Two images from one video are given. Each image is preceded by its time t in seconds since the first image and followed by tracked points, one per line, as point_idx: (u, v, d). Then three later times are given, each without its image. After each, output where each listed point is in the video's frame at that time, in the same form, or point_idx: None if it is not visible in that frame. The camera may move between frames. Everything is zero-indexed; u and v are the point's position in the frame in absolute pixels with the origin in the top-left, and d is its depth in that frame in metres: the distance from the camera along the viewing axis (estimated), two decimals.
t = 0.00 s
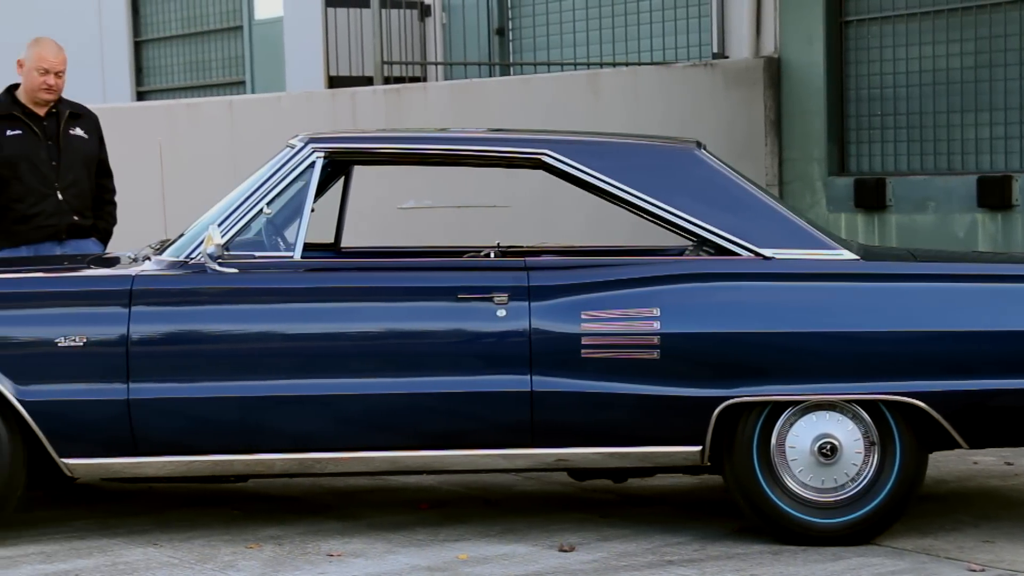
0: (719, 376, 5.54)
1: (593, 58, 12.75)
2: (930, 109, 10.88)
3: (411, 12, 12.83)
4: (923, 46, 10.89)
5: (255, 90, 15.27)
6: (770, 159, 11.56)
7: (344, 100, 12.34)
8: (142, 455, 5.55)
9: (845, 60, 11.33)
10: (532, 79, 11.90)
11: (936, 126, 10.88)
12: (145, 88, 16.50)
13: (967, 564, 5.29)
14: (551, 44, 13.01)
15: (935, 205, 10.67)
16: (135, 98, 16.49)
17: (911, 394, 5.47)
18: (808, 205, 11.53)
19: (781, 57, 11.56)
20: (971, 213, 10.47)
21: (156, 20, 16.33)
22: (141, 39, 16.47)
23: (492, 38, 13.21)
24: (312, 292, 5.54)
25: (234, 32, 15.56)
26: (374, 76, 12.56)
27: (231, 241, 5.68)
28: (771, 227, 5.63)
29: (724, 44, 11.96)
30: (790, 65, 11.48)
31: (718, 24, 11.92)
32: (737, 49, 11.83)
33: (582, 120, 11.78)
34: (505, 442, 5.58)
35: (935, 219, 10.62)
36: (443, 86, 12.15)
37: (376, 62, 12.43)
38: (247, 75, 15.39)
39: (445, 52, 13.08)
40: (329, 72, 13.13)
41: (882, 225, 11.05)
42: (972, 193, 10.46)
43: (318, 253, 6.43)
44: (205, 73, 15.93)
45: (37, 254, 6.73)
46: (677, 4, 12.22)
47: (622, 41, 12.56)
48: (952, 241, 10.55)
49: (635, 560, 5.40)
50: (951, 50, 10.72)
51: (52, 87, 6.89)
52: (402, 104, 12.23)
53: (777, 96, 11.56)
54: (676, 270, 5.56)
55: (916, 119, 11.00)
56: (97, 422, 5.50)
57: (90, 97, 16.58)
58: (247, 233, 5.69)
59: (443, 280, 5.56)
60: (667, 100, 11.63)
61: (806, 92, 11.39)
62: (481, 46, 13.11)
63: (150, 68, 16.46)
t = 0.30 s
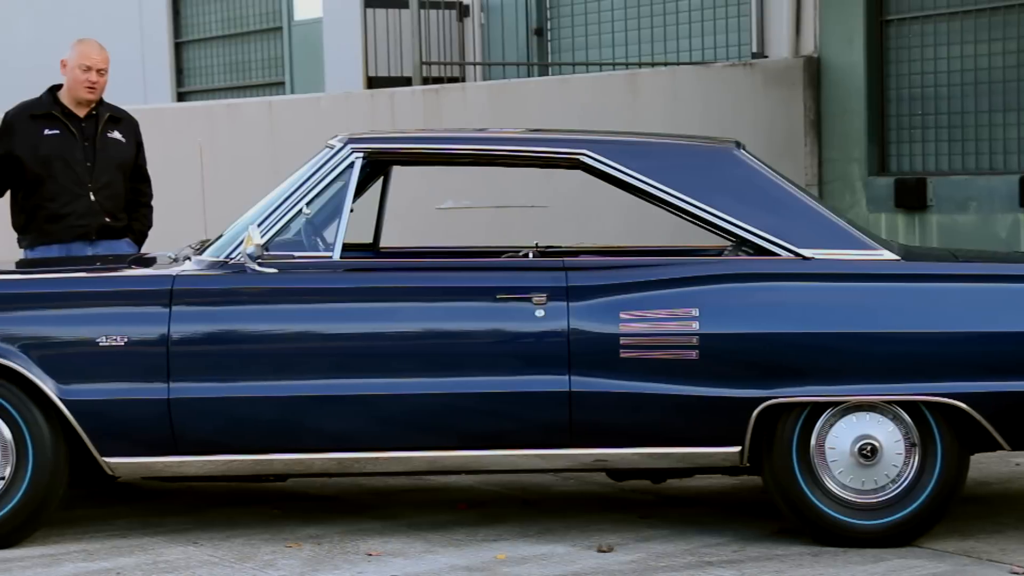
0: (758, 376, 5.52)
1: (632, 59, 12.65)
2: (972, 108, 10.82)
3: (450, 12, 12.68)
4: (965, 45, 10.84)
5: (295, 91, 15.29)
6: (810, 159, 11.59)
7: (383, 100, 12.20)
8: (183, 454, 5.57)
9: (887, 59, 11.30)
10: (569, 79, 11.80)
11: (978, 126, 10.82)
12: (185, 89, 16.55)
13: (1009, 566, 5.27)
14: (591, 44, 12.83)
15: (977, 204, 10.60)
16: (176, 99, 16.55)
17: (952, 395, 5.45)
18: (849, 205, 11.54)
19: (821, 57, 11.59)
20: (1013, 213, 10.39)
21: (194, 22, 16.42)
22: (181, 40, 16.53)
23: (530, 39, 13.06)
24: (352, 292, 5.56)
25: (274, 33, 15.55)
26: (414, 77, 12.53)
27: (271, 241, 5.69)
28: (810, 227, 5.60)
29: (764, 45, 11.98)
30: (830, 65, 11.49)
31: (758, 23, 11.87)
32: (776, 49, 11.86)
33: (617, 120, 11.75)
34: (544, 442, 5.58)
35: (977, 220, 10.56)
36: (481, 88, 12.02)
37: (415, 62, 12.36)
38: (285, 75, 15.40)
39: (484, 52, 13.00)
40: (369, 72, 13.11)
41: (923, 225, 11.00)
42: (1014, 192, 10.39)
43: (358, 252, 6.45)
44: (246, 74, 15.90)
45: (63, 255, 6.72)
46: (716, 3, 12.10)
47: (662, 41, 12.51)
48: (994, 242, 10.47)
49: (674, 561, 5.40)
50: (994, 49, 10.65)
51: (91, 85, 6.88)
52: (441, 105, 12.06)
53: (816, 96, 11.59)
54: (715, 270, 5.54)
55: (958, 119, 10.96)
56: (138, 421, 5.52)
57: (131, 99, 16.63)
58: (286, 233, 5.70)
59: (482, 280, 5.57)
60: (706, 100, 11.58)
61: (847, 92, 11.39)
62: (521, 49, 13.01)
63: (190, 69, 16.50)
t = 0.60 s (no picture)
0: (795, 377, 5.51)
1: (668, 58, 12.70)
2: (1011, 107, 10.76)
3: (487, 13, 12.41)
4: (1005, 43, 10.78)
5: (333, 91, 15.36)
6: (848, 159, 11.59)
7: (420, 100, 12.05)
8: (221, 454, 5.59)
9: (926, 59, 11.26)
10: (608, 79, 11.73)
11: (1018, 126, 10.76)
12: (223, 90, 16.62)
13: None
14: (627, 43, 12.96)
15: (1016, 204, 10.56)
16: (214, 100, 16.61)
17: (991, 396, 5.43)
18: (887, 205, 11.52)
19: (859, 56, 11.55)
20: None
21: (233, 23, 16.52)
22: (220, 41, 16.62)
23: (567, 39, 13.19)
24: (389, 292, 5.57)
25: (312, 33, 15.65)
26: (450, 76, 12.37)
27: (308, 241, 5.70)
28: (848, 227, 5.58)
29: (801, 44, 11.85)
30: (868, 64, 11.46)
31: (796, 23, 11.82)
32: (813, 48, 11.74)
33: (657, 120, 11.67)
34: (580, 442, 5.57)
35: (1017, 219, 10.51)
36: (519, 87, 11.90)
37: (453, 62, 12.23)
38: (323, 75, 15.48)
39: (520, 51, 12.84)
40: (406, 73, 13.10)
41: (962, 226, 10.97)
42: None
43: (395, 252, 6.46)
44: (283, 74, 16.05)
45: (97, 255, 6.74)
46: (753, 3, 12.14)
47: (698, 40, 12.49)
48: None
49: (711, 562, 5.38)
50: None
51: (123, 80, 6.92)
52: (478, 106, 12.01)
53: (854, 96, 11.57)
54: (752, 270, 5.53)
55: (997, 118, 10.91)
56: (176, 421, 5.55)
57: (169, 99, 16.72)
58: (323, 233, 5.71)
59: (519, 280, 5.57)
60: (743, 100, 11.53)
61: (886, 92, 11.36)
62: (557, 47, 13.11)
63: (228, 69, 16.59)
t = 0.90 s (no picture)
0: (834, 378, 5.49)
1: (706, 59, 12.70)
2: None
3: (523, 12, 12.39)
4: None
5: (370, 91, 15.41)
6: (888, 159, 11.55)
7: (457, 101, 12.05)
8: (259, 453, 5.61)
9: (966, 58, 11.21)
10: (643, 79, 11.70)
11: None
12: (261, 91, 16.68)
13: None
14: (667, 43, 12.97)
15: None
16: (253, 101, 16.68)
17: None
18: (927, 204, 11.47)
19: (899, 54, 11.53)
20: None
21: (272, 24, 16.56)
22: (258, 42, 16.65)
23: (605, 39, 13.08)
24: (426, 292, 5.58)
25: (350, 34, 15.72)
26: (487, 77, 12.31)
27: (346, 241, 5.71)
28: (887, 227, 5.56)
29: (839, 43, 11.88)
30: (908, 63, 11.43)
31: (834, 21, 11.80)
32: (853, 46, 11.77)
33: (697, 122, 11.63)
34: (618, 442, 5.57)
35: None
36: (556, 87, 11.87)
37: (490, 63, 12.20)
38: (361, 76, 15.54)
39: (558, 52, 12.78)
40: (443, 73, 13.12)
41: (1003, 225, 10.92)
42: None
43: (432, 253, 6.46)
44: (321, 75, 16.16)
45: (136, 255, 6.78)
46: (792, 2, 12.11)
47: (736, 41, 12.47)
48: None
49: (749, 563, 5.37)
50: None
51: (156, 76, 6.94)
52: (516, 106, 11.97)
53: (894, 95, 11.55)
54: (790, 270, 5.52)
55: None
56: (214, 420, 5.57)
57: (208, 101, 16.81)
58: (361, 233, 5.73)
59: (556, 280, 5.57)
60: (781, 100, 11.50)
61: (925, 92, 11.31)
62: (595, 48, 12.95)
63: (266, 70, 16.65)
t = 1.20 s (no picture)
0: (873, 379, 5.46)
1: (744, 58, 12.69)
2: None
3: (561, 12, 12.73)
4: None
5: (408, 92, 15.47)
6: (927, 159, 11.48)
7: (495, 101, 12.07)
8: (297, 453, 5.64)
9: (1006, 58, 11.13)
10: (682, 79, 11.69)
11: None
12: (300, 91, 16.76)
13: None
14: (704, 43, 12.98)
15: None
16: (291, 101, 16.75)
17: None
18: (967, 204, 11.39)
19: (939, 54, 11.44)
20: None
21: (310, 24, 16.63)
22: (296, 42, 16.74)
23: (642, 38, 13.19)
24: (464, 292, 5.58)
25: (388, 34, 15.76)
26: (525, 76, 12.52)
27: (384, 241, 5.73)
28: (927, 226, 5.53)
29: (878, 42, 11.79)
30: (947, 62, 11.36)
31: (873, 20, 11.75)
32: (892, 46, 11.67)
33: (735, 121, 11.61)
34: (656, 442, 5.55)
35: None
36: (593, 87, 11.85)
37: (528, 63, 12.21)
38: (398, 76, 15.60)
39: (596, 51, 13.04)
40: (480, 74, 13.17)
41: None
42: None
43: (469, 253, 6.47)
44: (360, 75, 16.19)
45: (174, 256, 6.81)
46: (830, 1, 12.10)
47: (774, 40, 12.48)
48: None
49: (787, 564, 5.35)
50: None
51: (190, 75, 6.96)
52: (553, 105, 11.93)
53: (934, 94, 11.47)
54: (829, 271, 5.50)
55: None
56: (252, 420, 5.60)
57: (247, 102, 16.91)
58: (399, 234, 5.74)
59: (594, 280, 5.56)
60: (820, 100, 11.46)
61: (965, 91, 11.25)
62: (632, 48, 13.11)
63: (305, 70, 16.74)
